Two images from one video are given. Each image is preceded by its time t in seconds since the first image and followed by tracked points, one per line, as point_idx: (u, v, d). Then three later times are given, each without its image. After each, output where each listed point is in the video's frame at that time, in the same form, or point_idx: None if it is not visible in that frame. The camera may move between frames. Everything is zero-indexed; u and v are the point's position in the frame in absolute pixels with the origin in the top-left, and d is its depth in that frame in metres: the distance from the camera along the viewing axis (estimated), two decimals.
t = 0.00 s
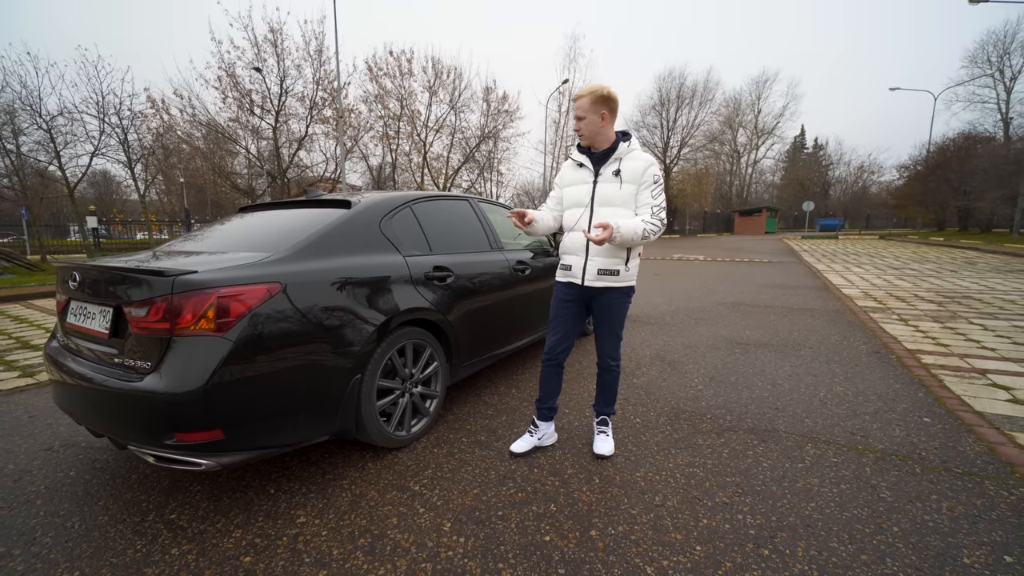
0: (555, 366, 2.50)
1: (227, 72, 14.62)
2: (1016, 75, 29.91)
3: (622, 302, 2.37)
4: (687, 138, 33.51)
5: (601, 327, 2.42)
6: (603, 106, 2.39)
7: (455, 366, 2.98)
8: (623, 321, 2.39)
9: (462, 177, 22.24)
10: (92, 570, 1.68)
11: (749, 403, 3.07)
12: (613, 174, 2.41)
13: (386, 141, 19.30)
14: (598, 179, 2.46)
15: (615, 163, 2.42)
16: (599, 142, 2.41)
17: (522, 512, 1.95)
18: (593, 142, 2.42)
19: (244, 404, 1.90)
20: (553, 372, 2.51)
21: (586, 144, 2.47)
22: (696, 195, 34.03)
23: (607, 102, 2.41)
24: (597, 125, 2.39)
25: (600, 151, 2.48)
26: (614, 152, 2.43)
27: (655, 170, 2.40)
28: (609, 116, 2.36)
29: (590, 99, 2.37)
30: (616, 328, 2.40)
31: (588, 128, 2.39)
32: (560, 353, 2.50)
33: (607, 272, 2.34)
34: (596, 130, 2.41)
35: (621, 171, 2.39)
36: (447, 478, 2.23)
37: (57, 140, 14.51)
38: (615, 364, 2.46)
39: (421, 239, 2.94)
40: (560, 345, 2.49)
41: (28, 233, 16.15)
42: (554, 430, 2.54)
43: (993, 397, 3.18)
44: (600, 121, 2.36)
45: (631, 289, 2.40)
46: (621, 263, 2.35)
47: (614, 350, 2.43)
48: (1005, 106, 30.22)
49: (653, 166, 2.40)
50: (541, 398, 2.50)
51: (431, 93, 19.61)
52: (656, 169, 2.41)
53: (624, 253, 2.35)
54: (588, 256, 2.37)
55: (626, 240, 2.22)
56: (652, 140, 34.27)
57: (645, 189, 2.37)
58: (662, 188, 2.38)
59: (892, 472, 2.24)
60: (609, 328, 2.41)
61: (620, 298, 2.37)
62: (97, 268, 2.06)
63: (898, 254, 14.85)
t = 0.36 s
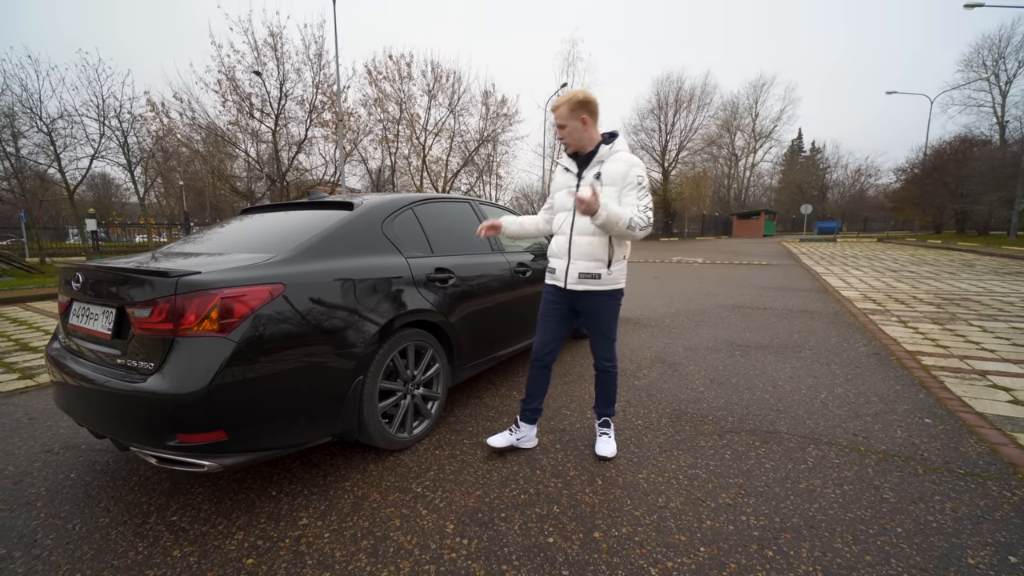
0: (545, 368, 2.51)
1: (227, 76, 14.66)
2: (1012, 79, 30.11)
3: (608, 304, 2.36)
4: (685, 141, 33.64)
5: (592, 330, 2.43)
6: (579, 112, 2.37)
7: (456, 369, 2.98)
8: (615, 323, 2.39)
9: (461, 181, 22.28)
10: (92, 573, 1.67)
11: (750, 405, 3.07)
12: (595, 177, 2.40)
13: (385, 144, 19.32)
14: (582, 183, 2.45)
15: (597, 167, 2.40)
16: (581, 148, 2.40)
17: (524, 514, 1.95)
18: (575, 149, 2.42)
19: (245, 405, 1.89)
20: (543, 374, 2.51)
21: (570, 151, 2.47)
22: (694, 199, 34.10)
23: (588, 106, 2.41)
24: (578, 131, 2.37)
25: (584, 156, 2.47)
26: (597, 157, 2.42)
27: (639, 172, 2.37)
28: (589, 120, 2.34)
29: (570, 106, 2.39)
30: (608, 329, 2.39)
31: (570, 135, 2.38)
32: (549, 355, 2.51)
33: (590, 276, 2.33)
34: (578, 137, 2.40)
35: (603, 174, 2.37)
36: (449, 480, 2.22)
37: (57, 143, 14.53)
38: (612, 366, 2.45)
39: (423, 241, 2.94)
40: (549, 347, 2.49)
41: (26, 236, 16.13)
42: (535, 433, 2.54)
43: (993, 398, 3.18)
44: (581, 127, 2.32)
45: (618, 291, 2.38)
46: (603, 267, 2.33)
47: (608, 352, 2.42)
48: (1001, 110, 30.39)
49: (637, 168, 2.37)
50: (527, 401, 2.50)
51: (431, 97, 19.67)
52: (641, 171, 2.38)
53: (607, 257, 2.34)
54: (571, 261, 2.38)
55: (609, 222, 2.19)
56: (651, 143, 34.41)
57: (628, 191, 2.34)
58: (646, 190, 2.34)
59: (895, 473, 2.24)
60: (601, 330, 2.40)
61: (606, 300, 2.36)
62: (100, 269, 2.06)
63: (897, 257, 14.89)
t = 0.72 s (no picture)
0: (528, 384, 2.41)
1: (228, 94, 14.82)
2: (999, 97, 30.72)
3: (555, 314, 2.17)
4: (681, 158, 34.05)
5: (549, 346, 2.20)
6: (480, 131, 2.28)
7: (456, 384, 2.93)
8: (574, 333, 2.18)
9: (460, 197, 22.41)
10: None
11: (755, 419, 3.02)
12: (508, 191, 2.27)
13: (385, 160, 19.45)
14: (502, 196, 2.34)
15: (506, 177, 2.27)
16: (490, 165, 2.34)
17: (528, 532, 1.89)
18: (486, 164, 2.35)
19: (241, 421, 1.84)
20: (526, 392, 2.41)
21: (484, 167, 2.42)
22: (691, 214, 34.32)
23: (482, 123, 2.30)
24: (481, 148, 2.31)
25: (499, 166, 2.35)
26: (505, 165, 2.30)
27: (544, 167, 2.15)
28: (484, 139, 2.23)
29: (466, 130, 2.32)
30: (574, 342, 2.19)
31: (474, 155, 2.33)
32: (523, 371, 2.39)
33: (521, 291, 2.22)
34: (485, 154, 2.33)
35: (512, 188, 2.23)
36: (449, 497, 2.16)
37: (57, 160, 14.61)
38: (583, 386, 2.22)
39: (423, 253, 2.92)
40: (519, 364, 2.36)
41: (24, 252, 16.09)
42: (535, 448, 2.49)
43: (1001, 412, 3.14)
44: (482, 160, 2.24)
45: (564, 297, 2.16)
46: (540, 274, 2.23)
47: (575, 368, 2.18)
48: (991, 127, 30.92)
49: (541, 165, 2.16)
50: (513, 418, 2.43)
51: (430, 114, 19.89)
52: (546, 166, 2.15)
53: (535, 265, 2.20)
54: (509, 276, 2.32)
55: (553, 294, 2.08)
56: (647, 160, 34.79)
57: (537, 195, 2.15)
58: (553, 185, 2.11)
59: (907, 488, 2.18)
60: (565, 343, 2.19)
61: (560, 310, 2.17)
62: (93, 281, 2.02)
63: (894, 271, 14.96)
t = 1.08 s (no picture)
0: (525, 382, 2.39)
1: (227, 93, 14.79)
2: (997, 97, 30.80)
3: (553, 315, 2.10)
4: (680, 158, 34.06)
5: (543, 348, 2.10)
6: (490, 124, 2.31)
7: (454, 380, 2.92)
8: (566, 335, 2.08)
9: (459, 197, 22.39)
10: None
11: (756, 417, 3.01)
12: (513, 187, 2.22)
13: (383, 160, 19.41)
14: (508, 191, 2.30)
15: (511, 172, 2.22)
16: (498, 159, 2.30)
17: (527, 529, 1.87)
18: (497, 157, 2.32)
19: (238, 416, 1.82)
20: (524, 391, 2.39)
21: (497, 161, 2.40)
22: (689, 214, 34.33)
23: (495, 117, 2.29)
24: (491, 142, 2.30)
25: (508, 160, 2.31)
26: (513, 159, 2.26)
27: (545, 162, 2.06)
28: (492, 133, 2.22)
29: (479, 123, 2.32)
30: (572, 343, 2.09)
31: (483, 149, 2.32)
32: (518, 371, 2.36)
33: (523, 290, 2.16)
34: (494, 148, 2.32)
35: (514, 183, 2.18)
36: (448, 495, 2.14)
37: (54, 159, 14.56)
38: (582, 393, 2.08)
39: (427, 249, 2.92)
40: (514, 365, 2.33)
41: (21, 252, 16.04)
42: (534, 445, 2.47)
43: (1001, 409, 3.13)
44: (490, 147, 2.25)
45: (565, 297, 2.07)
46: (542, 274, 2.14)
47: (570, 376, 2.07)
48: (989, 128, 30.98)
49: (543, 159, 2.07)
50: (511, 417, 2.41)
51: (429, 113, 19.86)
52: (547, 161, 2.06)
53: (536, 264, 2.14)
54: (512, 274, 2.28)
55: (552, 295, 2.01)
56: (646, 159, 34.80)
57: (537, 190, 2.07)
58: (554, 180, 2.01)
59: (909, 485, 2.17)
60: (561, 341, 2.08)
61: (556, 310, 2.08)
62: (88, 276, 2.00)
63: (893, 270, 14.97)
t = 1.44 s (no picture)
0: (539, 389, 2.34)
1: (226, 94, 14.76)
2: (996, 97, 30.86)
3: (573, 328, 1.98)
4: (680, 158, 34.05)
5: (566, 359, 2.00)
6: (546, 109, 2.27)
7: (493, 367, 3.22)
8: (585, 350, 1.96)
9: (458, 197, 22.38)
10: None
11: (756, 417, 3.00)
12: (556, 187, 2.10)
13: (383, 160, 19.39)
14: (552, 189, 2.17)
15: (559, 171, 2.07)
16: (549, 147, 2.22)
17: (528, 531, 1.86)
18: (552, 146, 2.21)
19: (236, 418, 1.81)
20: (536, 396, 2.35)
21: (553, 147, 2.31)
22: (689, 214, 34.35)
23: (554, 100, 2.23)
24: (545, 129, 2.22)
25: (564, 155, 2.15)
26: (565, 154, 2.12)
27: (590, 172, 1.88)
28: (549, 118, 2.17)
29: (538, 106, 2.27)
30: (600, 359, 1.96)
31: (537, 134, 2.27)
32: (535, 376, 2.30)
33: (543, 297, 2.07)
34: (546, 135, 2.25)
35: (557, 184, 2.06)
36: (448, 497, 2.13)
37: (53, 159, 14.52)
38: (609, 410, 1.97)
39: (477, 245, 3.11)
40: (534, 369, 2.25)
41: (20, 253, 16.02)
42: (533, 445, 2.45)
43: (1002, 409, 3.12)
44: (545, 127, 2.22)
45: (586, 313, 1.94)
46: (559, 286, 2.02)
47: (595, 395, 1.97)
48: (988, 128, 30.99)
49: (589, 168, 1.89)
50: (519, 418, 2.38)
51: (428, 114, 19.83)
52: (592, 170, 1.88)
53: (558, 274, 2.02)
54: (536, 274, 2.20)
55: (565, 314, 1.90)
56: (645, 160, 34.78)
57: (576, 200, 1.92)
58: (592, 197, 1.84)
59: (909, 486, 2.16)
60: (588, 356, 1.96)
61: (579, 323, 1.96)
62: (87, 276, 1.99)
63: (892, 270, 14.98)
